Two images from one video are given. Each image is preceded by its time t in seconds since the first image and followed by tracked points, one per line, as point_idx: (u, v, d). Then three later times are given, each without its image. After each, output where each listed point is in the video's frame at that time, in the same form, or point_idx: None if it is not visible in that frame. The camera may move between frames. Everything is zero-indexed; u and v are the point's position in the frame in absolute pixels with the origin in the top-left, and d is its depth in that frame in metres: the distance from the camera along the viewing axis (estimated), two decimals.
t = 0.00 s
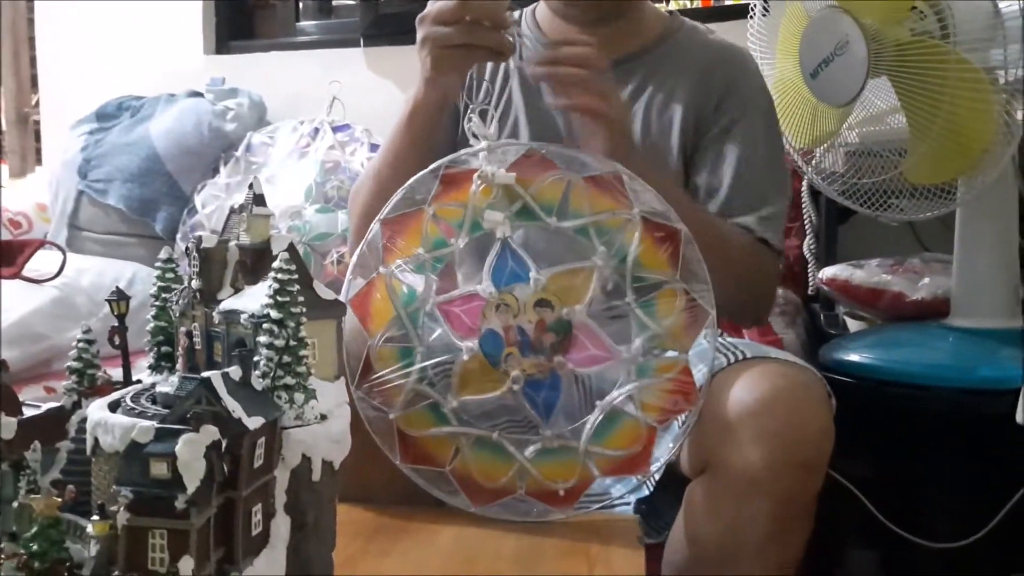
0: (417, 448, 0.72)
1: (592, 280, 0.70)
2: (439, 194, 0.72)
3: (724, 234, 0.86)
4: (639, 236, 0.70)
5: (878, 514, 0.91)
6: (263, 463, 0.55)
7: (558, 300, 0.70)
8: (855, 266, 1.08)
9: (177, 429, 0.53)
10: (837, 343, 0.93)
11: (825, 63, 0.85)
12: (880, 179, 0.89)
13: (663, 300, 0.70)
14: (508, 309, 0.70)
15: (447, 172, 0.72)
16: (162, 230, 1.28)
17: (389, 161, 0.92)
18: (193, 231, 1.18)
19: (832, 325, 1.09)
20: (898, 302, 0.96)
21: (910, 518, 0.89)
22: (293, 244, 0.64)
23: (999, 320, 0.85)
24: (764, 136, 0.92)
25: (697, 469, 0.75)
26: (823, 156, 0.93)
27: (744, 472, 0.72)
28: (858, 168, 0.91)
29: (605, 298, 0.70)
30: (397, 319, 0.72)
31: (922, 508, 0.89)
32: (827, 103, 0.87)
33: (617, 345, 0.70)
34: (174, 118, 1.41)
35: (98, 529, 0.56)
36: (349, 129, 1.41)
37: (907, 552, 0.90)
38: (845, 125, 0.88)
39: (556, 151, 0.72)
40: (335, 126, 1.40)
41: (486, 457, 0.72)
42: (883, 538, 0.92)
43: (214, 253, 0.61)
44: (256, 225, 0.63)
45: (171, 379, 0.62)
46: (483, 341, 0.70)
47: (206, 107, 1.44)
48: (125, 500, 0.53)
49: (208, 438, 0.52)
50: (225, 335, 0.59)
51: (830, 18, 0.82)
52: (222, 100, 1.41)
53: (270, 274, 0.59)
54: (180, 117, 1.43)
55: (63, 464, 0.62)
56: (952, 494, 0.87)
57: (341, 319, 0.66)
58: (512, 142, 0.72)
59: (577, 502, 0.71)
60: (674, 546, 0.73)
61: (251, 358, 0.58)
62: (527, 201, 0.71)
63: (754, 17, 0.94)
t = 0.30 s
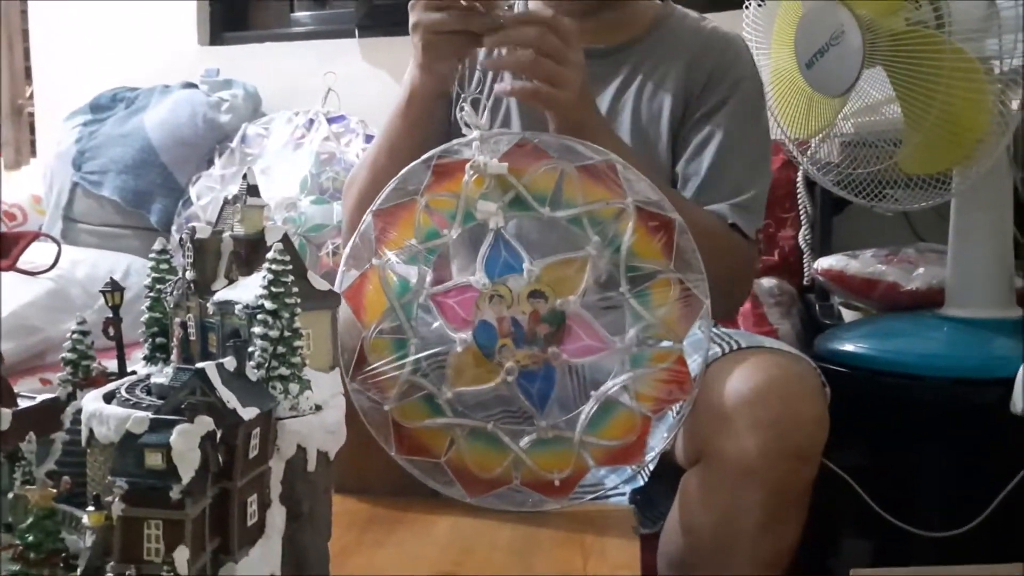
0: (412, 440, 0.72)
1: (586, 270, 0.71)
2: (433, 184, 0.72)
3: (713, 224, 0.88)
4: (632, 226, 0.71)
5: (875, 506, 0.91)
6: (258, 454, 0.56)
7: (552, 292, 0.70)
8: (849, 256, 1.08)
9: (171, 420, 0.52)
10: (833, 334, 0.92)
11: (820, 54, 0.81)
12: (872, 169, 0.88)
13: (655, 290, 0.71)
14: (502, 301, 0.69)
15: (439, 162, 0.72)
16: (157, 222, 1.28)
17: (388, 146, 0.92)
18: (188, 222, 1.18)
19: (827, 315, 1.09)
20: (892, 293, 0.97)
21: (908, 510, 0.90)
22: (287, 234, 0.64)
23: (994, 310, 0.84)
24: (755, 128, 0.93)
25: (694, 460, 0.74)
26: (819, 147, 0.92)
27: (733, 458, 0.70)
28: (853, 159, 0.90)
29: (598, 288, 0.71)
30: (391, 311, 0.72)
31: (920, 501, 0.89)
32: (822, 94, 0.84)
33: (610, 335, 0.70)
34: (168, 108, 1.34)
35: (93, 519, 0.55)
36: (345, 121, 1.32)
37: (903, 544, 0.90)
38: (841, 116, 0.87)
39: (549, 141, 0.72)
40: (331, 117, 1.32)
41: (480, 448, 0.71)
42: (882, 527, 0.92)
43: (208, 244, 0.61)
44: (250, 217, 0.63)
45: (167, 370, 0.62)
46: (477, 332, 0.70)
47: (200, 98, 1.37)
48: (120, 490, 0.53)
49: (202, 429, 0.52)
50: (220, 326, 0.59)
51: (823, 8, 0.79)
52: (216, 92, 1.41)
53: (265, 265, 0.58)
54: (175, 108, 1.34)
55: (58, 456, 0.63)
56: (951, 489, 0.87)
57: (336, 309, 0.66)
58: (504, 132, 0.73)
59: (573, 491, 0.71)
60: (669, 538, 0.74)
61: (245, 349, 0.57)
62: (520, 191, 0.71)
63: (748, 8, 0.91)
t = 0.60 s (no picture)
0: (410, 431, 0.71)
1: (583, 262, 0.71)
2: (430, 175, 0.71)
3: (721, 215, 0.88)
4: (628, 219, 0.71)
5: (868, 496, 0.91)
6: (254, 445, 0.56)
7: (549, 284, 0.71)
8: (845, 247, 1.09)
9: (168, 410, 0.53)
10: (828, 326, 0.93)
11: (816, 45, 0.82)
12: (871, 160, 0.88)
13: (653, 282, 0.70)
14: (498, 292, 0.71)
15: (437, 153, 0.71)
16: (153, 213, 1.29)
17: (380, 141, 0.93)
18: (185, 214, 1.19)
19: (822, 306, 1.10)
20: (886, 285, 0.97)
21: (902, 497, 0.90)
22: (283, 227, 0.64)
23: (987, 302, 0.85)
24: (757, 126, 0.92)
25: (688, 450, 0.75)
26: (816, 138, 0.92)
27: (730, 449, 0.71)
28: (849, 150, 0.90)
29: (597, 281, 0.71)
30: (389, 302, 0.72)
31: (913, 487, 0.89)
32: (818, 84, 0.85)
33: (607, 327, 0.70)
34: (164, 100, 1.40)
35: (91, 509, 0.54)
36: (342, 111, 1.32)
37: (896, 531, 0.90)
38: (839, 106, 0.87)
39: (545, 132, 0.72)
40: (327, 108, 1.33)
41: (477, 439, 0.71)
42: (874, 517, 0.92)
43: (205, 236, 0.61)
44: (246, 208, 0.64)
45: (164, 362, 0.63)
46: (473, 323, 0.71)
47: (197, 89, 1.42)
48: (117, 480, 0.53)
49: (200, 419, 0.52)
50: (217, 318, 0.59)
51: None
52: (213, 84, 1.41)
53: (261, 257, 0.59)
54: (172, 99, 1.40)
55: (56, 447, 0.63)
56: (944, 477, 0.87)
57: (332, 300, 0.66)
58: (501, 123, 0.71)
59: (569, 483, 0.71)
60: (665, 527, 0.74)
61: (242, 341, 0.57)
62: (517, 182, 0.71)
63: None
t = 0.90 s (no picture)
0: (409, 423, 0.74)
1: (587, 258, 0.70)
2: (437, 169, 0.71)
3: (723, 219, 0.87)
4: (633, 216, 0.71)
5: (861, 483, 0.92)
6: (250, 439, 0.56)
7: (553, 277, 0.70)
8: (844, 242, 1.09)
9: (163, 405, 0.53)
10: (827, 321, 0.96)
11: (813, 40, 0.84)
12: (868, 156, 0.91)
13: (654, 282, 0.70)
14: (502, 285, 0.70)
15: (444, 149, 0.71)
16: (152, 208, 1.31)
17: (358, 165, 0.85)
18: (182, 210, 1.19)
19: (820, 301, 1.10)
20: (886, 277, 1.00)
21: (901, 492, 0.89)
22: (280, 221, 0.65)
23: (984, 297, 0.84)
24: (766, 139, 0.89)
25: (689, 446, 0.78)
26: (812, 133, 0.93)
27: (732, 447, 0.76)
28: (847, 145, 0.92)
29: (597, 278, 0.70)
30: (391, 293, 0.73)
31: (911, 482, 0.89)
32: (813, 80, 0.86)
33: (608, 324, 0.70)
34: (163, 94, 1.28)
35: (88, 504, 0.55)
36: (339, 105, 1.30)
37: (895, 528, 0.89)
38: (835, 102, 0.88)
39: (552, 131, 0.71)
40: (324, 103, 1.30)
41: (476, 431, 0.72)
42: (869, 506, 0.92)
43: (200, 229, 0.61)
44: (242, 203, 0.64)
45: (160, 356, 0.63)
46: (476, 315, 0.70)
47: (194, 84, 1.29)
48: (113, 474, 0.53)
49: (196, 414, 0.52)
50: (213, 313, 0.59)
51: None
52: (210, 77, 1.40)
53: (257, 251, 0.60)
54: (171, 94, 1.29)
55: (52, 442, 0.62)
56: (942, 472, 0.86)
57: (328, 295, 0.66)
58: (509, 120, 0.71)
59: (566, 477, 0.72)
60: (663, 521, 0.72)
61: (238, 335, 0.58)
62: (522, 178, 0.71)
63: None
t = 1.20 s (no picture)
0: (405, 421, 0.75)
1: (584, 257, 0.70)
2: (436, 171, 0.73)
3: (727, 215, 0.89)
4: (628, 217, 0.71)
5: (857, 480, 0.92)
6: (248, 436, 0.56)
7: (552, 274, 0.70)
8: (842, 240, 1.09)
9: (161, 403, 0.52)
10: (825, 318, 0.94)
11: (809, 38, 0.88)
12: (865, 153, 0.90)
13: (650, 282, 0.71)
14: (502, 282, 0.70)
15: (444, 151, 0.73)
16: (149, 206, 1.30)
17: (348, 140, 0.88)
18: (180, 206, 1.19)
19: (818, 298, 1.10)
20: (884, 275, 0.99)
21: (899, 491, 0.91)
22: (277, 218, 0.65)
23: (984, 294, 0.84)
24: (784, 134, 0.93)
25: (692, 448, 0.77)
26: (812, 130, 0.95)
27: (735, 450, 0.72)
28: (845, 143, 0.92)
29: (592, 278, 0.70)
30: (391, 293, 0.73)
31: (910, 481, 0.90)
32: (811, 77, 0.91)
33: (608, 323, 0.70)
34: (161, 92, 1.40)
35: (84, 502, 0.55)
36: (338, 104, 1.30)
37: (893, 525, 0.90)
38: (834, 98, 0.90)
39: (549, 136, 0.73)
40: (323, 100, 1.31)
41: (475, 430, 0.73)
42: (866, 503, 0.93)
43: (198, 227, 0.62)
44: (239, 201, 0.64)
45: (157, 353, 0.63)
46: (476, 311, 0.70)
47: (192, 82, 1.42)
48: (110, 473, 0.53)
49: (193, 412, 0.52)
50: (210, 311, 0.59)
51: None
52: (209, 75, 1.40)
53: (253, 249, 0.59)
54: (167, 92, 1.40)
55: (49, 440, 0.62)
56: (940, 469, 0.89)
57: (326, 293, 0.66)
58: (508, 124, 0.72)
59: (564, 476, 0.72)
60: (669, 521, 0.71)
61: (235, 332, 0.57)
62: (521, 179, 0.71)
63: None
